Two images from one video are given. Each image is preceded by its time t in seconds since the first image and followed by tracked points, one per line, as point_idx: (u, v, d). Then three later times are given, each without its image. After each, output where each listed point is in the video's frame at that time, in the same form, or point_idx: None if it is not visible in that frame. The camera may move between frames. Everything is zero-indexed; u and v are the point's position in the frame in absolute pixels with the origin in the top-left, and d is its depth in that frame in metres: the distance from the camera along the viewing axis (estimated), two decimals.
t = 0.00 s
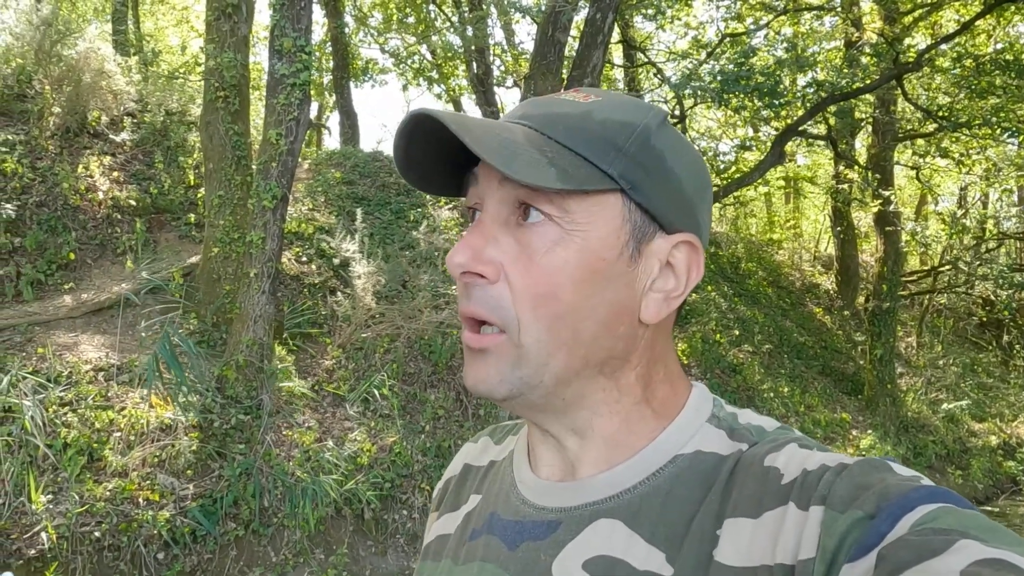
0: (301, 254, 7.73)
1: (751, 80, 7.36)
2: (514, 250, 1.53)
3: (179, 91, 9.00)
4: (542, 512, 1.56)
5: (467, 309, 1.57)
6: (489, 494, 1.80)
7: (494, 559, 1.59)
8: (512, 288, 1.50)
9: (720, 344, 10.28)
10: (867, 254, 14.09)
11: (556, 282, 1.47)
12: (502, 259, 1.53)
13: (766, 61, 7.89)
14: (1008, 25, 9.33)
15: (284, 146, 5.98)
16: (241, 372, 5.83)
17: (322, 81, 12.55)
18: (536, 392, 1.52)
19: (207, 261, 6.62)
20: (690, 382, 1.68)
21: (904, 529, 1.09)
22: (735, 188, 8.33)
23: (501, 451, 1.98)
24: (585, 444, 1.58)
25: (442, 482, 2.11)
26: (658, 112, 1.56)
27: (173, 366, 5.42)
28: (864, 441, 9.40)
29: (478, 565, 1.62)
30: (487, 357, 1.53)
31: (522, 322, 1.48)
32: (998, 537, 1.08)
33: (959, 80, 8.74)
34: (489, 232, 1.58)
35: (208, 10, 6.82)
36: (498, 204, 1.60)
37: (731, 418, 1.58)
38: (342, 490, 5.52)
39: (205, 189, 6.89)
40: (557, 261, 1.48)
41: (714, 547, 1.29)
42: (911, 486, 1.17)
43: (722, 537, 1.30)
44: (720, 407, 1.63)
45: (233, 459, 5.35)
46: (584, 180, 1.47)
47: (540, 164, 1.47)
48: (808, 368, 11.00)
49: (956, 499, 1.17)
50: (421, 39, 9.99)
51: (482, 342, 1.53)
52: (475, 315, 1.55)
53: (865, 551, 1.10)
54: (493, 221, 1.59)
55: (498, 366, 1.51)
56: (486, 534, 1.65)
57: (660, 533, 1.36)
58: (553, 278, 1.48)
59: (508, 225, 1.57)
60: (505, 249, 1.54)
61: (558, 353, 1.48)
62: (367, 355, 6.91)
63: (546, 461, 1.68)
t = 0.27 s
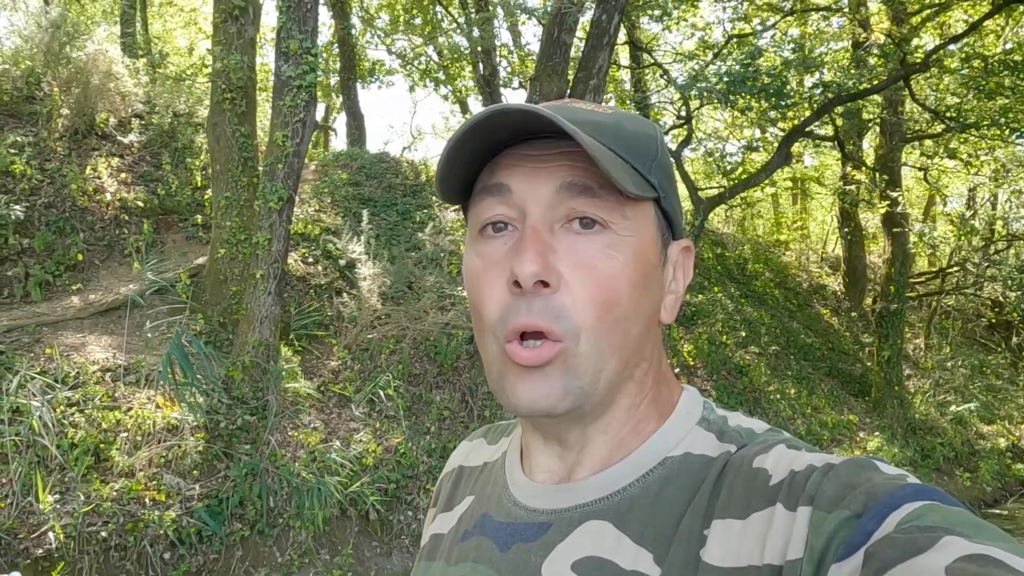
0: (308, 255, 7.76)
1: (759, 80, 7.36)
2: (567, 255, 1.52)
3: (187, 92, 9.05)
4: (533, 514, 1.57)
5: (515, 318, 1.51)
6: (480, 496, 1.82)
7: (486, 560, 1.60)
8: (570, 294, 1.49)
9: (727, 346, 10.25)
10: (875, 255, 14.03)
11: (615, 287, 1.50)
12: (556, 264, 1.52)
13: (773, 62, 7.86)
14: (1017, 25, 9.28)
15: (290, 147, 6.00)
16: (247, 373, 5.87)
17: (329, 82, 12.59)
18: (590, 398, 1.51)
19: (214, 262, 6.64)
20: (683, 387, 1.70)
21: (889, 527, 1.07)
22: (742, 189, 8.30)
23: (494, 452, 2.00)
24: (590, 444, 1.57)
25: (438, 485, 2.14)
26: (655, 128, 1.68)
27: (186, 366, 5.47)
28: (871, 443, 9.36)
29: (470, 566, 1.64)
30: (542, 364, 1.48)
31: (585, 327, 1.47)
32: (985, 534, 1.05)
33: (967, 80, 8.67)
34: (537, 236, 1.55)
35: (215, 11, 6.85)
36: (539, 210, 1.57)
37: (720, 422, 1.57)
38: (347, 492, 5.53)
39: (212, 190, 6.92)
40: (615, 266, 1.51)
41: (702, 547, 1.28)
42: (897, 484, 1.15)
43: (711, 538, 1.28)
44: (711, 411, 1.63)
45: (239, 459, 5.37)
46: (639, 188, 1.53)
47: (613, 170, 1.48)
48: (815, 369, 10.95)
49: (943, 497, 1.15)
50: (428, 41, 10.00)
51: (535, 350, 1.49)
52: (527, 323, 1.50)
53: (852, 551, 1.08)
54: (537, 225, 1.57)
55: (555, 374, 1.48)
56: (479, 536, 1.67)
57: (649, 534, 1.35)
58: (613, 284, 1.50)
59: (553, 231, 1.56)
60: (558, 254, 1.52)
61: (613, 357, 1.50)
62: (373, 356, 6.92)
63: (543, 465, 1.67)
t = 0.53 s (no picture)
0: (317, 256, 7.78)
1: (768, 80, 7.27)
2: (576, 261, 1.52)
3: (198, 95, 9.12)
4: (529, 518, 1.56)
5: (526, 325, 1.51)
6: (477, 501, 1.82)
7: (483, 565, 1.61)
8: (581, 300, 1.50)
9: (737, 346, 10.21)
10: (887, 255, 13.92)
11: (623, 292, 1.51)
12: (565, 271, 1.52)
13: (783, 61, 7.82)
14: None
15: (299, 149, 6.02)
16: (258, 374, 5.91)
17: (339, 84, 12.65)
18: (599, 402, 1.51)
19: (225, 264, 6.67)
20: (676, 389, 1.69)
21: (878, 527, 1.06)
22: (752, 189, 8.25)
23: (491, 458, 2.01)
24: (586, 449, 1.55)
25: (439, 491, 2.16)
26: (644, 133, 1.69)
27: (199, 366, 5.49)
28: (884, 445, 9.29)
29: (467, 571, 1.64)
30: (554, 372, 1.49)
31: (596, 333, 1.48)
32: (974, 534, 1.05)
33: (980, 79, 8.53)
34: (542, 242, 1.54)
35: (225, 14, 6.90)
36: (545, 217, 1.57)
37: (713, 424, 1.56)
38: (356, 492, 5.54)
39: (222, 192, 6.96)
40: (623, 270, 1.52)
41: (694, 550, 1.26)
42: (887, 486, 1.14)
43: (703, 540, 1.26)
44: (704, 413, 1.62)
45: (249, 460, 5.38)
46: (644, 195, 1.53)
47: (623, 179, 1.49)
48: (826, 370, 10.86)
49: (933, 498, 1.14)
50: (438, 42, 10.02)
51: (546, 358, 1.49)
52: (538, 330, 1.50)
53: (841, 550, 1.07)
54: (541, 231, 1.56)
55: (565, 379, 1.48)
56: (476, 541, 1.68)
57: (642, 537, 1.33)
58: (620, 288, 1.51)
59: (560, 237, 1.55)
60: (567, 260, 1.52)
61: (621, 362, 1.50)
62: (382, 357, 6.94)
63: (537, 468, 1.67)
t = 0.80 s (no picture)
0: (330, 254, 7.79)
1: (780, 75, 7.20)
2: (594, 254, 1.54)
3: (211, 94, 9.18)
4: (529, 507, 1.58)
5: (548, 323, 1.49)
6: (473, 493, 1.87)
7: (481, 555, 1.64)
8: (600, 293, 1.51)
9: (751, 343, 10.14)
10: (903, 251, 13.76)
11: (637, 282, 1.55)
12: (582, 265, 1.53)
13: (797, 55, 7.73)
14: None
15: (312, 146, 6.01)
16: (271, 371, 5.90)
17: (351, 83, 12.68)
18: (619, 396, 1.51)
19: (238, 262, 6.70)
20: (669, 371, 1.72)
21: (880, 504, 1.05)
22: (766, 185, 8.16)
23: (483, 449, 2.05)
24: (589, 444, 1.54)
25: (432, 480, 2.23)
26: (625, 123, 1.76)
27: (214, 366, 5.60)
28: (900, 442, 9.18)
29: (465, 562, 1.68)
30: (577, 369, 1.48)
31: (616, 327, 1.49)
32: (977, 508, 1.04)
33: (997, 72, 8.44)
34: (556, 238, 1.55)
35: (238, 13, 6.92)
36: (557, 211, 1.58)
37: (708, 406, 1.59)
38: (369, 489, 5.53)
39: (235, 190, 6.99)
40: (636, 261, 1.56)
41: (697, 532, 1.26)
42: (888, 462, 1.14)
43: (706, 524, 1.26)
44: (699, 396, 1.65)
45: (262, 457, 5.39)
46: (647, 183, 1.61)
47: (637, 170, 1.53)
48: (842, 367, 10.74)
49: (935, 474, 1.13)
50: (450, 40, 10.02)
51: (569, 355, 1.48)
52: (557, 329, 1.49)
53: (844, 527, 1.05)
54: (553, 226, 1.57)
55: (586, 374, 1.48)
56: (473, 533, 1.71)
57: (645, 521, 1.33)
58: (634, 278, 1.55)
59: (573, 230, 1.57)
60: (584, 255, 1.54)
61: (636, 352, 1.52)
62: (394, 354, 6.94)
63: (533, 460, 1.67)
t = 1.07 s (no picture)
0: (343, 253, 7.81)
1: (795, 72, 7.10)
2: (555, 248, 1.57)
3: (225, 95, 9.25)
4: (490, 519, 1.56)
5: (510, 314, 1.52)
6: (435, 507, 1.83)
7: (443, 571, 1.61)
8: (561, 286, 1.54)
9: (766, 342, 10.05)
10: (921, 249, 13.59)
11: (597, 276, 1.58)
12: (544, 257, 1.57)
13: (813, 52, 7.64)
14: None
15: (324, 146, 6.01)
16: (283, 371, 5.90)
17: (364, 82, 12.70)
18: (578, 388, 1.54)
19: (251, 261, 6.73)
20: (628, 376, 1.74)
21: (840, 506, 1.08)
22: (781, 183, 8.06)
23: (445, 461, 2.03)
24: (551, 434, 1.57)
25: (392, 496, 2.19)
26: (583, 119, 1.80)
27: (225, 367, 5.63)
28: (917, 443, 9.06)
29: None
30: (538, 361, 1.50)
31: (578, 320, 1.51)
32: (931, 507, 1.07)
33: (1017, 68, 8.29)
34: (518, 230, 1.58)
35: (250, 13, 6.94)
36: (519, 203, 1.60)
37: (667, 411, 1.60)
38: (381, 489, 5.51)
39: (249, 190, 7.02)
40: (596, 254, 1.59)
41: (661, 540, 1.25)
42: (845, 463, 1.17)
43: (669, 531, 1.26)
44: (658, 402, 1.66)
45: (275, 457, 5.40)
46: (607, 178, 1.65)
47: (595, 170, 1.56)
48: (858, 367, 10.61)
49: (888, 473, 1.17)
50: (463, 39, 10.02)
51: (530, 347, 1.50)
52: (519, 321, 1.52)
53: (805, 530, 1.07)
54: (516, 219, 1.60)
55: (545, 366, 1.50)
56: (435, 548, 1.68)
57: (608, 528, 1.33)
58: (594, 271, 1.58)
59: (534, 223, 1.60)
60: (546, 248, 1.56)
61: (596, 345, 1.55)
62: (407, 354, 6.95)
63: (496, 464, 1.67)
